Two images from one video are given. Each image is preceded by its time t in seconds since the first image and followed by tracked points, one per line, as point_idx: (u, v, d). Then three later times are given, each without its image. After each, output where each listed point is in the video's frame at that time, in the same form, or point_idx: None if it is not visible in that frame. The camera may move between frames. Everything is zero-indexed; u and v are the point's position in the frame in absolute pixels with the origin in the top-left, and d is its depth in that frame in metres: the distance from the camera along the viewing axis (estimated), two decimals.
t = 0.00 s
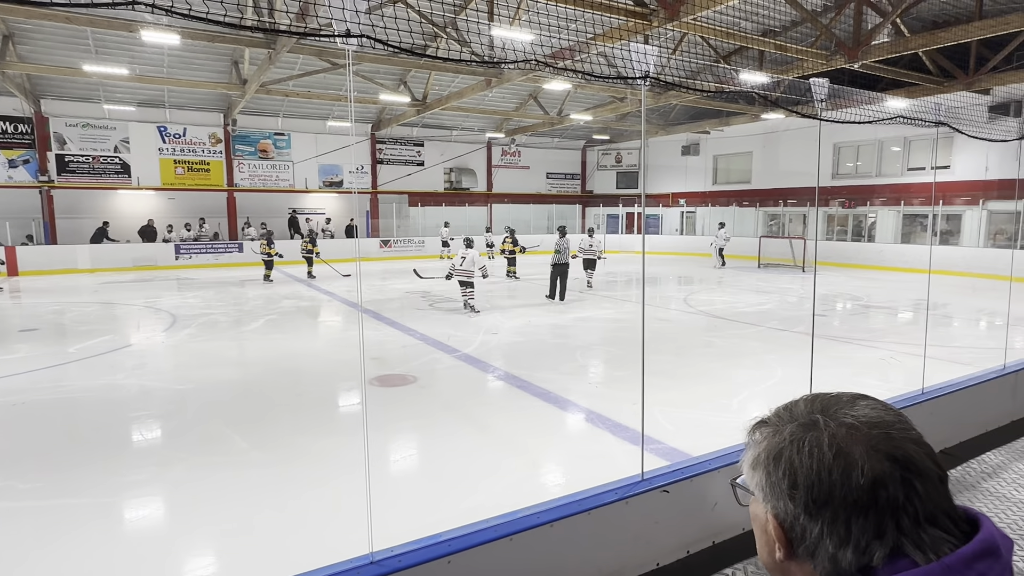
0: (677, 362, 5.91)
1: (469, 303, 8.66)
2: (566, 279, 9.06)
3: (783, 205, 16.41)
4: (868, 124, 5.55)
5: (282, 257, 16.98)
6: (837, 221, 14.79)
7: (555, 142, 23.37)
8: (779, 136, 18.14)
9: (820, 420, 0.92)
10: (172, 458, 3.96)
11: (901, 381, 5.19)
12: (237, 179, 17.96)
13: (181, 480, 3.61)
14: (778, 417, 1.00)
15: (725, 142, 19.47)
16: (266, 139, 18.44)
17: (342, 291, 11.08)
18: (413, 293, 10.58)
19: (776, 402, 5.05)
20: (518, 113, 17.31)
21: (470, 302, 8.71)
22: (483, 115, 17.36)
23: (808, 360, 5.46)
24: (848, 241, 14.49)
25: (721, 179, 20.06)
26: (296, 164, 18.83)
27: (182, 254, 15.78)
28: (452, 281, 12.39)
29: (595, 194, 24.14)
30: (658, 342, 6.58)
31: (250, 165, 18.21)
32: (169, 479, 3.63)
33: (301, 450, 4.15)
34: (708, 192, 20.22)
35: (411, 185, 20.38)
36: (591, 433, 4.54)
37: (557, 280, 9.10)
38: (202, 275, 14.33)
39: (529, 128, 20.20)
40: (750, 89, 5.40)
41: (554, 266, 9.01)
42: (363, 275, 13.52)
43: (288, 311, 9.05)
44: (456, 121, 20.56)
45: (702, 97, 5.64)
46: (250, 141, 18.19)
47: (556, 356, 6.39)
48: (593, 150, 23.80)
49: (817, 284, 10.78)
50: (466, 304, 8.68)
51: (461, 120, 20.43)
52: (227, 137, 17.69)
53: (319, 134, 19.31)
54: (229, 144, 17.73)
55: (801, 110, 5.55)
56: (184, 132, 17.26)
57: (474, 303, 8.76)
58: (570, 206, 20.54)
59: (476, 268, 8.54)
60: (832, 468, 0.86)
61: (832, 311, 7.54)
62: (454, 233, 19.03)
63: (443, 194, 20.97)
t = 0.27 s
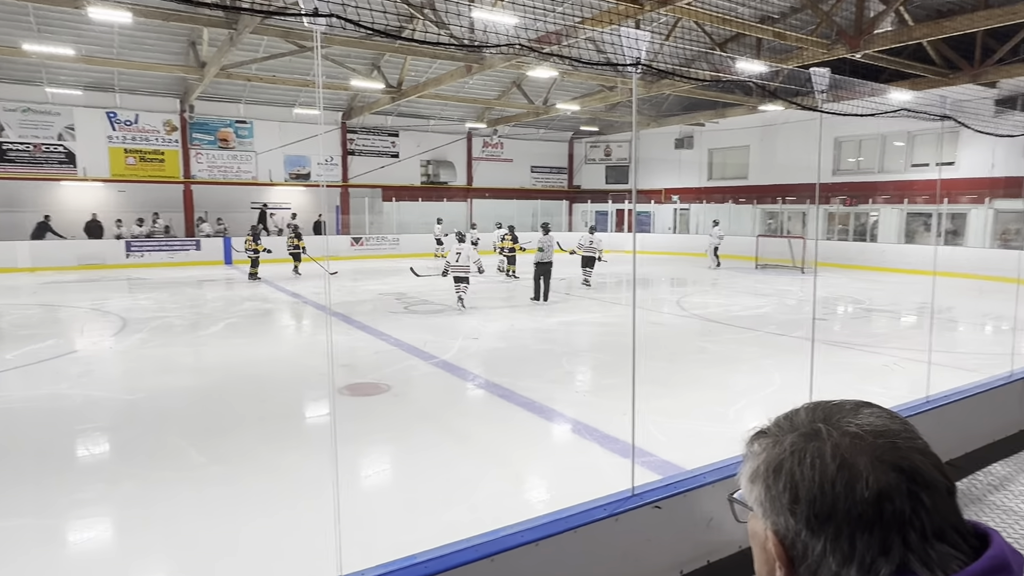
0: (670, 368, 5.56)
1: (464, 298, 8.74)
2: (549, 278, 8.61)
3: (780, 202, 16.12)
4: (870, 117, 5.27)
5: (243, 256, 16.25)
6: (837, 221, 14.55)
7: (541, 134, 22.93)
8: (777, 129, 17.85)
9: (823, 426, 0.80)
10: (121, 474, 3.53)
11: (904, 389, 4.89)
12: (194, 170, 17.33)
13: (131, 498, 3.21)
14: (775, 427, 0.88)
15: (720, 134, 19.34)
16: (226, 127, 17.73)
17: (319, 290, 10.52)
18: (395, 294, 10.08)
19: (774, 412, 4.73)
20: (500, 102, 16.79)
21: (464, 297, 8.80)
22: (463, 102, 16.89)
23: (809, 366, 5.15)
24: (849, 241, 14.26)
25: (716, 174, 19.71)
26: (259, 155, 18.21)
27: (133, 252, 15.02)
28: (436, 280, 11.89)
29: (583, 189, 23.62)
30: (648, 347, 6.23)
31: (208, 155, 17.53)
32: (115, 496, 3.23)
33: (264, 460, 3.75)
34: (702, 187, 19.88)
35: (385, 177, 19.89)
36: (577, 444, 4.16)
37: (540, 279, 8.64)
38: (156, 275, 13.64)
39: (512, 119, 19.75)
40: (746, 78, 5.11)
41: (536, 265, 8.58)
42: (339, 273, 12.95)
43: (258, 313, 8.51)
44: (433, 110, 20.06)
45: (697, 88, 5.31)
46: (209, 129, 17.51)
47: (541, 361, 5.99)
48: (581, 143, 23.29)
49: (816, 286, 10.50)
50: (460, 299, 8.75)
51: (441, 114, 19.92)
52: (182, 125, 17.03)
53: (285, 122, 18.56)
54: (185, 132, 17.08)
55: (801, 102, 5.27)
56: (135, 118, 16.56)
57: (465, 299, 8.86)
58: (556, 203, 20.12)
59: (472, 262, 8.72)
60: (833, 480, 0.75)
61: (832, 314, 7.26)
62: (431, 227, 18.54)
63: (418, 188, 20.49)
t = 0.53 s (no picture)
0: (679, 385, 4.71)
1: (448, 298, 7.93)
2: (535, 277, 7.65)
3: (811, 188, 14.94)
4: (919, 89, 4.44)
5: (167, 251, 14.84)
6: (881, 212, 13.22)
7: (529, 107, 21.59)
8: (811, 102, 16.71)
9: (867, 457, 0.68)
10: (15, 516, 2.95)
11: (961, 413, 4.08)
12: (108, 146, 15.32)
13: (22, 549, 2.69)
14: (807, 457, 0.74)
15: (743, 108, 18.16)
16: (147, 95, 15.70)
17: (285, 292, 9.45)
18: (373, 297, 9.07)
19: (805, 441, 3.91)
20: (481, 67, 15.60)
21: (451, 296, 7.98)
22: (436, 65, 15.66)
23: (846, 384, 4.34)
24: (894, 236, 12.92)
25: (736, 157, 18.63)
26: (188, 129, 16.25)
27: (33, 246, 13.55)
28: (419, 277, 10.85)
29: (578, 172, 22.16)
30: (653, 358, 5.37)
31: (125, 129, 15.50)
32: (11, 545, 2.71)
33: (185, 507, 3.10)
34: (721, 171, 18.70)
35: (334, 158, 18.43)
36: (573, 481, 3.42)
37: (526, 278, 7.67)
38: (59, 275, 12.24)
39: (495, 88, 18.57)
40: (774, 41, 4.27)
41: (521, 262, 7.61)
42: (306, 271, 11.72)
43: (212, 317, 7.51)
44: (398, 78, 18.72)
45: (715, 52, 4.49)
46: (126, 98, 15.54)
47: (527, 375, 5.12)
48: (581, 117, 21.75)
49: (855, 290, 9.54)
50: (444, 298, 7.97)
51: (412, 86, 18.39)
52: (92, 91, 15.08)
53: (220, 90, 16.67)
54: (96, 101, 15.13)
55: (837, 70, 4.47)
56: (35, 85, 14.60)
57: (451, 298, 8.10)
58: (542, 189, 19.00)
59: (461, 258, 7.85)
60: (878, 524, 0.64)
61: (874, 323, 6.41)
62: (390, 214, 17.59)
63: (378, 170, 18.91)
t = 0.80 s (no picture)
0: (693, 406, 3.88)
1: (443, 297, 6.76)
2: (517, 275, 6.64)
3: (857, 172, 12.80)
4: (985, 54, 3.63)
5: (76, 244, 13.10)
6: (940, 198, 10.96)
7: (513, 73, 17.08)
8: (851, 68, 13.92)
9: (911, 522, 0.39)
10: None
11: None
12: None
13: None
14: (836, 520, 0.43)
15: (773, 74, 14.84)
16: (43, 53, 12.48)
17: (248, 282, 8.40)
18: (350, 288, 8.03)
19: (854, 478, 3.07)
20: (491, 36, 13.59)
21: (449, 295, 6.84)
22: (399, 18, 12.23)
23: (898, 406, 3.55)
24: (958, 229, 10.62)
25: (765, 134, 15.17)
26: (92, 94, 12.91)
27: None
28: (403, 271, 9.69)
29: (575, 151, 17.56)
30: (664, 369, 4.50)
31: (16, 94, 12.33)
32: None
33: (77, 573, 2.31)
34: (747, 150, 15.36)
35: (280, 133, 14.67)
36: (565, 527, 2.63)
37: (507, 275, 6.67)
38: None
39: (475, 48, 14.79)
40: None
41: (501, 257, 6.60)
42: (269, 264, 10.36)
43: (160, 316, 6.56)
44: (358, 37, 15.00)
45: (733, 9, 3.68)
46: (15, 54, 12.30)
47: (513, 387, 4.24)
48: (580, 85, 17.35)
49: (909, 294, 8.00)
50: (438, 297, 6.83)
51: (398, 54, 15.65)
52: None
53: (133, 46, 13.22)
54: None
55: (886, 28, 3.66)
56: None
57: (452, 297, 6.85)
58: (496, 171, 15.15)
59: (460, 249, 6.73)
60: None
61: (932, 336, 5.54)
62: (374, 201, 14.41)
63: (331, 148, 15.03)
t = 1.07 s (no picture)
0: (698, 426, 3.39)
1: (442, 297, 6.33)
2: (491, 276, 6.11)
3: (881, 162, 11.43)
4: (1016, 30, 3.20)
5: None
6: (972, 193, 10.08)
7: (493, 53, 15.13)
8: (876, 46, 12.53)
9: (946, 553, 0.39)
10: None
11: None
12: None
13: None
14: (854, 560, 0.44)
15: (788, 56, 13.53)
16: None
17: (216, 284, 7.82)
18: (324, 292, 7.43)
19: (876, 507, 2.66)
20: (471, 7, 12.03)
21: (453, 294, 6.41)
22: None
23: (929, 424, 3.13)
24: (994, 228, 9.86)
25: (777, 121, 13.81)
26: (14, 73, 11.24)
27: None
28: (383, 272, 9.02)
29: (563, 141, 15.51)
30: (663, 382, 4.04)
31: None
32: None
33: None
34: (758, 138, 13.97)
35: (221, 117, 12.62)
36: (557, 565, 2.21)
37: (481, 275, 6.14)
38: None
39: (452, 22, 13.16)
40: None
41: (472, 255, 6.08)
42: (240, 263, 9.62)
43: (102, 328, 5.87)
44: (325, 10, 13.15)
45: None
46: None
47: (494, 401, 3.77)
48: (570, 65, 15.36)
49: (933, 300, 7.30)
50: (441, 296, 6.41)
51: (365, 29, 13.76)
52: None
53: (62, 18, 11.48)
54: None
55: (909, 5, 3.26)
56: None
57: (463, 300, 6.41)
58: (473, 161, 13.32)
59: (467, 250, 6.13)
60: None
61: (963, 349, 5.02)
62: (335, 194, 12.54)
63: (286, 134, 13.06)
